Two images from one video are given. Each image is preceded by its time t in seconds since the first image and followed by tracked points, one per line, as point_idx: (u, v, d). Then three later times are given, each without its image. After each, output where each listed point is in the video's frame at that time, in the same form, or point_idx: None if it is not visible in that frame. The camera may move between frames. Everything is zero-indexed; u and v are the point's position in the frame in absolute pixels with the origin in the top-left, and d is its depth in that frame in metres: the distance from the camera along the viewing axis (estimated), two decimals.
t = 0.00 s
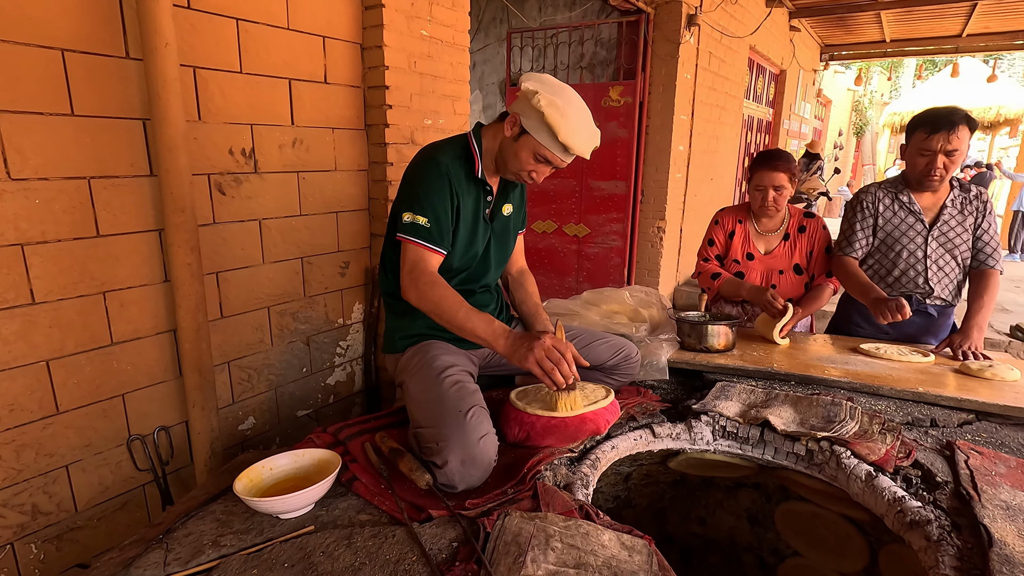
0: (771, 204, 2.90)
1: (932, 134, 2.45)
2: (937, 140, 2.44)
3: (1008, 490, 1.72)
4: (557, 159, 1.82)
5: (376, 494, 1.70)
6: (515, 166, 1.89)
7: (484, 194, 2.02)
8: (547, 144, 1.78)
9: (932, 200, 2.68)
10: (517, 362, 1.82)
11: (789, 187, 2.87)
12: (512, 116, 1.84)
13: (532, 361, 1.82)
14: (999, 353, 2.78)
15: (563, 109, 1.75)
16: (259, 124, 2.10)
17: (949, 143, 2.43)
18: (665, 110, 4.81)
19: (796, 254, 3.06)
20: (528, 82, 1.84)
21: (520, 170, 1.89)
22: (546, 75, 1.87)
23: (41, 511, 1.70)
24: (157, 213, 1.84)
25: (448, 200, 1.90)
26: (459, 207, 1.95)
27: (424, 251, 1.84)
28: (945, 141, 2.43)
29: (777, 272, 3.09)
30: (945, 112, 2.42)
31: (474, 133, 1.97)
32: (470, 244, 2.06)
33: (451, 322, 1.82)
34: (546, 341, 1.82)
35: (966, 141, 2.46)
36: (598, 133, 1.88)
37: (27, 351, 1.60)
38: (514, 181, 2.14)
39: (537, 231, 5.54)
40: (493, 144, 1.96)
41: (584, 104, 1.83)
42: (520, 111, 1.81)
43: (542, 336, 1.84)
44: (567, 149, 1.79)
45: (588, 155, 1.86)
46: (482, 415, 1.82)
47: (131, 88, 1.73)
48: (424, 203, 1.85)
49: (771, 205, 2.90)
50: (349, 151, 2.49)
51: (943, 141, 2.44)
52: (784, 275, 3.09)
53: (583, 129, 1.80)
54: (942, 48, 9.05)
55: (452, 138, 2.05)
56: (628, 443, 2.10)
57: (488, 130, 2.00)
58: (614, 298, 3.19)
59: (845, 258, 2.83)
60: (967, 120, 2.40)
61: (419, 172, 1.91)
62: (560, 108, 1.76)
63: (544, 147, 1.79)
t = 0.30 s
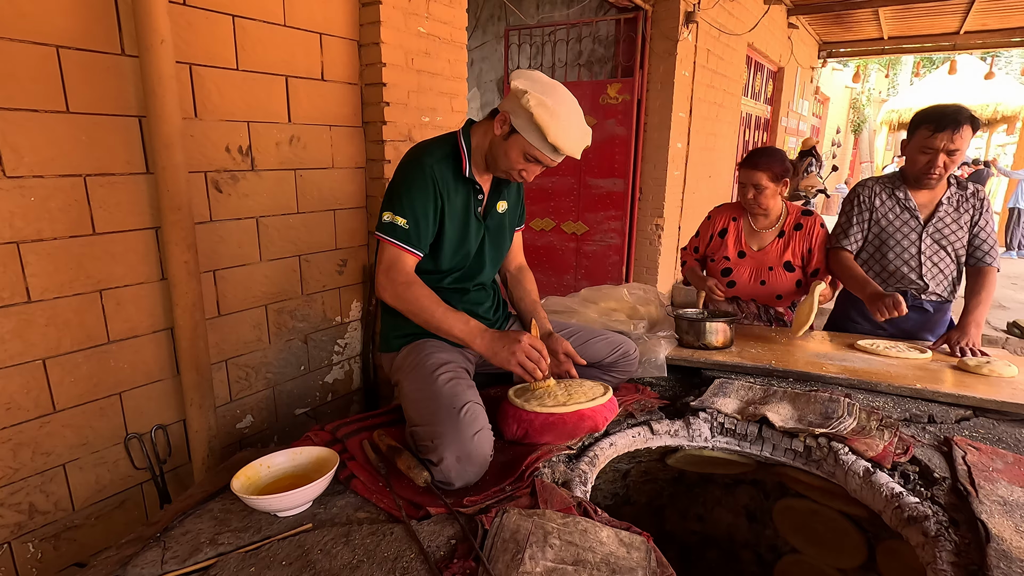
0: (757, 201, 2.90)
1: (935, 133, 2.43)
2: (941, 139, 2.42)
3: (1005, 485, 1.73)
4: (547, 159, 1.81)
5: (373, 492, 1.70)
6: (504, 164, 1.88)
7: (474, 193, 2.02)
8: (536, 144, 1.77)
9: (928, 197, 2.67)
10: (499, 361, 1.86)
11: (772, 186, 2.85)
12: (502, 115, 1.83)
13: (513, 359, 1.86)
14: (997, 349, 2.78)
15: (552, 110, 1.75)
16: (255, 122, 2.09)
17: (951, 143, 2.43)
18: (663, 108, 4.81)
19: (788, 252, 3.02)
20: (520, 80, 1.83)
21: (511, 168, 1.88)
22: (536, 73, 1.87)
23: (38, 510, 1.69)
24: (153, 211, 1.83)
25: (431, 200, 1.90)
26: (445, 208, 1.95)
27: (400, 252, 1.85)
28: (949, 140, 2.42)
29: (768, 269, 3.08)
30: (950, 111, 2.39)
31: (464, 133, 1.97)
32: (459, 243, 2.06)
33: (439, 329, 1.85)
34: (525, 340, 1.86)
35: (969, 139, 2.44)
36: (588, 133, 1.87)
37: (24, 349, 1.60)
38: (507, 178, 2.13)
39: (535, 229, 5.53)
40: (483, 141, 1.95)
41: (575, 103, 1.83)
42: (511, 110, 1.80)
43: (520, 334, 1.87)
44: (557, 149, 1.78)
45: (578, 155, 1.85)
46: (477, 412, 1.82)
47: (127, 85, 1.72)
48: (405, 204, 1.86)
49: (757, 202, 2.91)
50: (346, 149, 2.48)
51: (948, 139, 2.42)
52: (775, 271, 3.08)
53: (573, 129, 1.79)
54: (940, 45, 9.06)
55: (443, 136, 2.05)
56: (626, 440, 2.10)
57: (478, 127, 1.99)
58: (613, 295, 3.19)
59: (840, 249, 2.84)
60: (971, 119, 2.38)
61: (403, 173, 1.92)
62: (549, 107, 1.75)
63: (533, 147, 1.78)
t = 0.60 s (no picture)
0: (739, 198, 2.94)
1: (945, 133, 2.38)
2: (950, 140, 2.38)
3: (1002, 482, 1.73)
4: (553, 159, 1.81)
5: (372, 490, 1.70)
6: (508, 164, 1.89)
7: (474, 191, 2.02)
8: (543, 145, 1.77)
9: (928, 196, 2.67)
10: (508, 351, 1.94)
11: (755, 183, 2.87)
12: (508, 116, 1.82)
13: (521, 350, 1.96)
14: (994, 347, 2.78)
15: (559, 110, 1.75)
16: (253, 120, 2.08)
17: (959, 143, 2.39)
18: (661, 106, 4.81)
19: (774, 245, 3.01)
20: (523, 80, 1.82)
21: (515, 168, 1.88)
22: (541, 72, 1.86)
23: (36, 510, 1.69)
24: (150, 210, 1.83)
25: (433, 198, 1.89)
26: (446, 205, 1.95)
27: (402, 249, 1.83)
28: (957, 140, 2.38)
29: (753, 262, 3.07)
30: (960, 111, 2.33)
31: (466, 131, 1.97)
32: (459, 241, 2.06)
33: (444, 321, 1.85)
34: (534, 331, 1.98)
35: (974, 139, 2.42)
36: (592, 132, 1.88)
37: (20, 349, 1.59)
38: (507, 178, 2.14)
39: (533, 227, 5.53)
40: (484, 140, 1.95)
41: (578, 101, 1.83)
42: (516, 110, 1.79)
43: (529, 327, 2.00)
44: (563, 150, 1.79)
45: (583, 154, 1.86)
46: (475, 411, 1.82)
47: (123, 84, 1.72)
48: (407, 200, 1.85)
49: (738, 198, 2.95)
50: (344, 147, 2.48)
51: (956, 140, 2.38)
52: (761, 265, 3.05)
53: (579, 128, 1.80)
54: (937, 43, 9.07)
55: (445, 135, 2.04)
56: (624, 438, 2.11)
57: (479, 126, 1.99)
58: (611, 294, 3.19)
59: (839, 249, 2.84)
60: (979, 120, 2.35)
61: (404, 169, 1.92)
62: (556, 108, 1.75)
63: (539, 147, 1.78)
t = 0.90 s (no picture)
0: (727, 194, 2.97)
1: (945, 134, 2.38)
2: (951, 141, 2.38)
3: (1000, 481, 1.73)
4: (561, 160, 1.82)
5: (371, 490, 1.70)
6: (517, 165, 1.89)
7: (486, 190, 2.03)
8: (553, 146, 1.78)
9: (924, 197, 2.68)
10: (563, 360, 1.91)
11: (744, 182, 2.88)
12: (517, 116, 1.82)
13: (577, 360, 1.91)
14: (992, 347, 2.79)
15: (569, 111, 1.76)
16: (252, 121, 2.09)
17: (959, 144, 2.39)
18: (660, 107, 4.82)
19: (767, 241, 3.03)
20: (534, 82, 1.82)
21: (523, 169, 1.88)
22: (551, 74, 1.86)
23: (35, 510, 1.69)
24: (149, 211, 1.83)
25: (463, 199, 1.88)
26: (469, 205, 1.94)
27: (449, 250, 1.81)
28: (958, 141, 2.38)
29: (745, 258, 3.09)
30: (961, 112, 2.33)
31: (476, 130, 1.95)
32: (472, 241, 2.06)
33: (492, 322, 1.84)
34: (592, 341, 1.91)
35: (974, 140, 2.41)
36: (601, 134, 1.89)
37: (19, 349, 1.59)
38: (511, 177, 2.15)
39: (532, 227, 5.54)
40: (495, 141, 1.95)
41: (587, 104, 1.84)
42: (526, 111, 1.79)
43: (586, 334, 1.91)
44: (571, 150, 1.79)
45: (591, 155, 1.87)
46: (477, 411, 1.82)
47: (122, 84, 1.72)
48: (445, 203, 1.82)
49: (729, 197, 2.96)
50: (343, 148, 2.48)
51: (956, 141, 2.39)
52: (753, 260, 3.06)
53: (588, 130, 1.81)
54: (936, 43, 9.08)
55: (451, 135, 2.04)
56: (623, 438, 2.10)
57: (489, 126, 1.98)
58: (609, 293, 3.19)
59: (839, 249, 2.85)
60: (979, 121, 2.35)
61: (428, 170, 1.88)
62: (567, 110, 1.76)
63: (547, 148, 1.78)
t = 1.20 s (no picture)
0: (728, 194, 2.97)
1: (948, 133, 2.38)
2: (953, 140, 2.38)
3: (999, 480, 1.74)
4: (558, 157, 1.81)
5: (371, 486, 1.70)
6: (515, 161, 1.89)
7: (487, 187, 2.03)
8: (549, 142, 1.77)
9: (927, 196, 2.68)
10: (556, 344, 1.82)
11: (743, 180, 2.88)
12: (516, 112, 1.83)
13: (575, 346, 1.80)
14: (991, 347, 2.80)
15: (569, 109, 1.75)
16: (253, 117, 2.09)
17: (961, 143, 2.39)
18: (660, 105, 4.81)
19: (766, 238, 3.03)
20: (533, 78, 1.82)
21: (520, 166, 1.88)
22: (551, 71, 1.86)
23: (35, 505, 1.70)
24: (150, 207, 1.83)
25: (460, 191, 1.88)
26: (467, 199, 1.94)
27: (442, 239, 1.80)
28: (960, 140, 2.38)
29: (745, 255, 3.09)
30: (963, 111, 2.33)
31: (476, 128, 1.96)
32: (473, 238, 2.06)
33: (493, 315, 1.80)
34: (593, 331, 1.80)
35: (976, 139, 2.41)
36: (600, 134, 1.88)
37: (20, 345, 1.60)
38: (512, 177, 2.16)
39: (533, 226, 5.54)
40: (496, 138, 1.96)
41: (587, 102, 1.83)
42: (524, 107, 1.79)
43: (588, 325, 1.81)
44: (568, 148, 1.78)
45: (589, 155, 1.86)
46: (477, 408, 1.82)
47: (123, 80, 1.72)
48: (442, 193, 1.82)
49: (729, 195, 2.97)
50: (344, 145, 2.48)
51: (958, 140, 2.38)
52: (753, 257, 3.07)
53: (586, 129, 1.80)
54: (937, 43, 9.07)
55: (453, 133, 2.05)
56: (623, 435, 2.10)
57: (490, 122, 1.99)
58: (609, 292, 3.20)
59: (846, 251, 2.81)
60: (982, 121, 2.34)
61: (426, 163, 1.88)
62: (565, 106, 1.75)
63: (545, 145, 1.78)
